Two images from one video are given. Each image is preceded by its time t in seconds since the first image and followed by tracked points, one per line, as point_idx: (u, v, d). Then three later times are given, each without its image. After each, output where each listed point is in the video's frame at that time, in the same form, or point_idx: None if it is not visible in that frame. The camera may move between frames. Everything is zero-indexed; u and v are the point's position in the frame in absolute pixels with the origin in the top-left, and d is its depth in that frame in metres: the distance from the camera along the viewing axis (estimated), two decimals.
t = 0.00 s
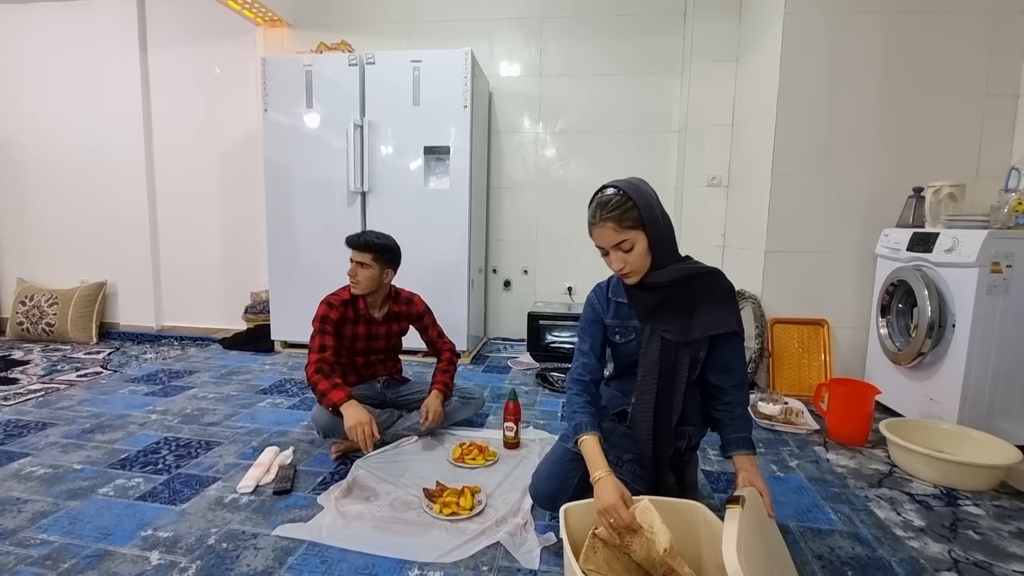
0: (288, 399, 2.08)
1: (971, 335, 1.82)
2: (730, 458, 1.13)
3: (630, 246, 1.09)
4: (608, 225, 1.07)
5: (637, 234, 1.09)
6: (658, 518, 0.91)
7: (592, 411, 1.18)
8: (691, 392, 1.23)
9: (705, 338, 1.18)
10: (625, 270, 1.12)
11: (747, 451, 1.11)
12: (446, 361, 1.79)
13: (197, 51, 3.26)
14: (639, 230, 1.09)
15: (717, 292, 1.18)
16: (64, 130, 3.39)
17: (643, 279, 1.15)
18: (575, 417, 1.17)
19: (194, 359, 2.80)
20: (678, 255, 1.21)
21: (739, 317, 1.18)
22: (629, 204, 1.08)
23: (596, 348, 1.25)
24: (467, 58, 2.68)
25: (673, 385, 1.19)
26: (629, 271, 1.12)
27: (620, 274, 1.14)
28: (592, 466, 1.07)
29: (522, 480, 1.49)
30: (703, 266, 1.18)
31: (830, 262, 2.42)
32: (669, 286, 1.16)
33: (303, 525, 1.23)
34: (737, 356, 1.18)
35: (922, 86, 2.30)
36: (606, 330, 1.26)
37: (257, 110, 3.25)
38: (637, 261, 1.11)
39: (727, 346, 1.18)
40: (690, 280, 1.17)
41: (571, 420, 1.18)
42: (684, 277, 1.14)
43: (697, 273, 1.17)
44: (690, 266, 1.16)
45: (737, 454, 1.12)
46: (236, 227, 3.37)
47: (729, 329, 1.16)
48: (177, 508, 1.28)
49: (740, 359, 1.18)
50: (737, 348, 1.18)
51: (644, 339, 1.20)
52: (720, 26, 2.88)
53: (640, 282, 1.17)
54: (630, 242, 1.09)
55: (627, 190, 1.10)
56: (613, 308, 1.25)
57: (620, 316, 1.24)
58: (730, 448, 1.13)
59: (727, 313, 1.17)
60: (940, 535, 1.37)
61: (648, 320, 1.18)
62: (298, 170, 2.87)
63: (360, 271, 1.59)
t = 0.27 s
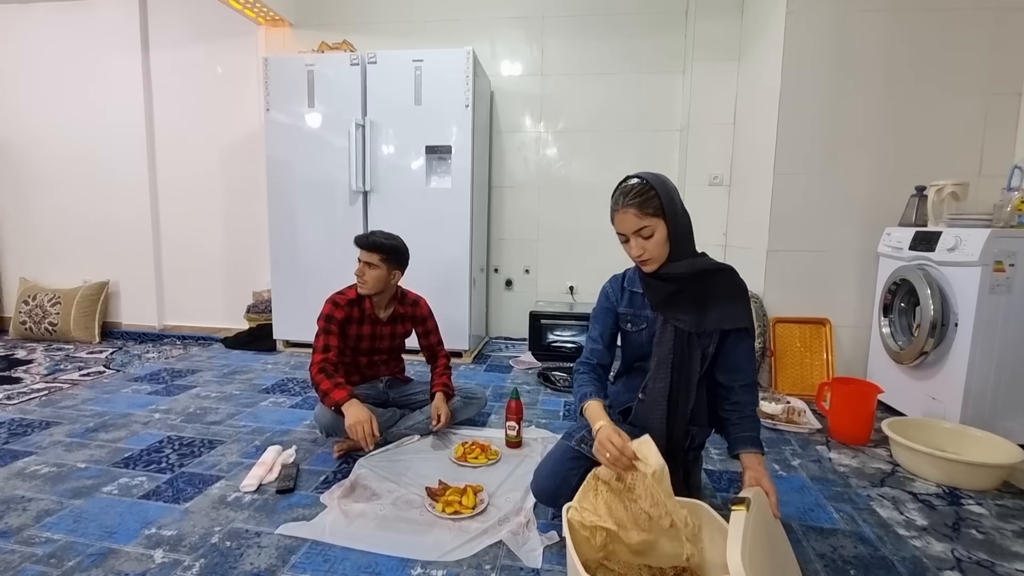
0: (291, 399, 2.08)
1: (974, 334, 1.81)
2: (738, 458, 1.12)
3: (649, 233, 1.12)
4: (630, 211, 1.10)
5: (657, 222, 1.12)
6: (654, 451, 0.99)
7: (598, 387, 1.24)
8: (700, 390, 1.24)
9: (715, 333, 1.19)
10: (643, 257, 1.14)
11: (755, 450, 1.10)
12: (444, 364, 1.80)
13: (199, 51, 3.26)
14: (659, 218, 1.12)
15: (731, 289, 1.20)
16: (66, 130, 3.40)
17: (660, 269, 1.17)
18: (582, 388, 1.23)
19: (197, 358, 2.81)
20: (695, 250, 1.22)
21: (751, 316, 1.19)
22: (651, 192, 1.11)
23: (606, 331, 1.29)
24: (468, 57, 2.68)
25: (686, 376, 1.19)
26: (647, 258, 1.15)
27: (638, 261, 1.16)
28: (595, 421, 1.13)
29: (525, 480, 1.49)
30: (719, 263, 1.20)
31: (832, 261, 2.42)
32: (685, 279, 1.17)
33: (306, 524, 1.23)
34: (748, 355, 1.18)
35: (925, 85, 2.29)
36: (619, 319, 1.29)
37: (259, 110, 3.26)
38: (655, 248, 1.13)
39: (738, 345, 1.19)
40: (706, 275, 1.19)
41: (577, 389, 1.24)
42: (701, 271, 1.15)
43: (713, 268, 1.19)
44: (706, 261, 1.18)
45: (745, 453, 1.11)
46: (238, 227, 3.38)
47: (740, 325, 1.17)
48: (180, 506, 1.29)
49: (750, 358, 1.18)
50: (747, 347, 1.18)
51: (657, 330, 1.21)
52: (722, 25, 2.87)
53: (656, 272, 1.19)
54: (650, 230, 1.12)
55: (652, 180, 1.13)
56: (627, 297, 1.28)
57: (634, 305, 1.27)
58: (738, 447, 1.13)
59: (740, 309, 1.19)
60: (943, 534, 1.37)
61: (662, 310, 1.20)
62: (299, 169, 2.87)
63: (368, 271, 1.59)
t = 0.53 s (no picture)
0: (295, 397, 2.08)
1: (979, 333, 1.81)
2: (742, 455, 1.12)
3: (660, 226, 1.13)
4: (644, 203, 1.11)
5: (669, 216, 1.13)
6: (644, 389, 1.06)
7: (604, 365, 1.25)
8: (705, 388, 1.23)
9: (721, 327, 1.18)
10: (653, 250, 1.16)
11: (760, 449, 1.11)
12: (447, 364, 1.80)
13: (202, 50, 3.26)
14: (672, 212, 1.13)
15: (739, 286, 1.20)
16: (69, 129, 3.40)
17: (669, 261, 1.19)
18: (586, 360, 1.25)
19: (200, 357, 2.81)
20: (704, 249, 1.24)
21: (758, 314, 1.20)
22: (666, 186, 1.12)
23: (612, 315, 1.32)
24: (472, 56, 2.68)
25: (694, 369, 1.19)
26: (657, 251, 1.16)
27: (648, 254, 1.17)
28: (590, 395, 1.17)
29: (529, 478, 1.49)
30: (728, 261, 1.21)
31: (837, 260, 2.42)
32: (694, 273, 1.18)
33: (311, 522, 1.23)
34: (754, 352, 1.18)
35: (930, 83, 2.28)
36: (626, 310, 1.32)
37: (262, 109, 3.26)
38: (665, 242, 1.15)
39: (744, 341, 1.19)
40: (715, 271, 1.20)
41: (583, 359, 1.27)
42: (710, 266, 1.16)
43: (721, 263, 1.19)
44: (715, 257, 1.19)
45: (750, 451, 1.11)
46: (241, 225, 3.38)
47: (746, 321, 1.17)
48: (186, 504, 1.29)
49: (756, 355, 1.18)
50: (754, 345, 1.18)
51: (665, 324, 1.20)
52: (726, 23, 2.87)
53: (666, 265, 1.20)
54: (661, 222, 1.13)
55: (668, 175, 1.14)
56: (634, 289, 1.31)
57: (641, 298, 1.29)
58: (744, 445, 1.13)
59: (746, 305, 1.19)
60: (949, 533, 1.37)
61: (670, 302, 1.20)
62: (302, 167, 2.87)
63: (375, 271, 1.60)
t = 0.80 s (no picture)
0: (297, 398, 2.08)
1: (983, 335, 1.80)
2: (746, 454, 1.12)
3: (661, 226, 1.14)
4: (645, 201, 1.13)
5: (670, 216, 1.14)
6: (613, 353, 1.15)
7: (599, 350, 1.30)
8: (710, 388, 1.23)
9: (723, 326, 1.18)
10: (653, 248, 1.17)
11: (764, 449, 1.11)
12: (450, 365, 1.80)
13: (204, 50, 3.26)
14: (674, 213, 1.14)
15: (743, 287, 1.19)
16: (72, 129, 3.41)
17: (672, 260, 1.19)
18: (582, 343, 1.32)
19: (203, 357, 2.81)
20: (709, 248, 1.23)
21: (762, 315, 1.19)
22: (670, 186, 1.14)
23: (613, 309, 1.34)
24: (474, 57, 2.68)
25: (698, 368, 1.18)
26: (657, 249, 1.17)
27: (648, 252, 1.19)
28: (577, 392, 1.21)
29: (533, 480, 1.49)
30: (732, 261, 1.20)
31: (839, 261, 2.41)
32: (698, 272, 1.17)
33: (315, 523, 1.23)
34: (758, 353, 1.18)
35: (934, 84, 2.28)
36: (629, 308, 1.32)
37: (265, 109, 3.26)
38: (666, 242, 1.16)
39: (747, 341, 1.18)
40: (719, 271, 1.19)
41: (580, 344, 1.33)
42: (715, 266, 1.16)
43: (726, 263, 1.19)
44: (720, 258, 1.18)
45: (754, 451, 1.12)
46: (243, 226, 3.38)
47: (749, 321, 1.17)
48: (190, 505, 1.29)
49: (760, 356, 1.17)
50: (758, 346, 1.17)
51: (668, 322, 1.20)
52: (729, 24, 2.87)
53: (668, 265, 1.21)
54: (662, 222, 1.14)
55: (675, 176, 1.15)
56: (638, 287, 1.31)
57: (646, 296, 1.29)
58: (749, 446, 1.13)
59: (749, 305, 1.18)
60: (953, 535, 1.36)
61: (673, 301, 1.19)
62: (304, 168, 2.87)
63: (378, 270, 1.59)
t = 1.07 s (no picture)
0: (306, 398, 2.09)
1: (994, 338, 1.79)
2: (755, 455, 1.11)
3: (659, 231, 1.15)
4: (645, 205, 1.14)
5: (670, 223, 1.14)
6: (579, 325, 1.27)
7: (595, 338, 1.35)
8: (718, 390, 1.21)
9: (728, 329, 1.17)
10: (653, 252, 1.19)
11: (774, 450, 1.09)
12: (457, 365, 1.80)
13: (213, 51, 3.28)
14: (674, 219, 1.14)
15: (748, 290, 1.18)
16: (81, 130, 3.43)
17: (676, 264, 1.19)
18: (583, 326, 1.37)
19: (212, 357, 2.83)
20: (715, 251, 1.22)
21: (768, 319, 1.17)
22: (673, 192, 1.13)
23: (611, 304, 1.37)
24: (483, 58, 2.68)
25: (703, 370, 1.18)
26: (655, 253, 1.18)
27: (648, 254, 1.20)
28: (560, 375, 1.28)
29: (543, 481, 1.49)
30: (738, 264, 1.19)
31: (849, 262, 2.40)
32: (702, 274, 1.16)
33: (326, 524, 1.23)
34: (764, 356, 1.16)
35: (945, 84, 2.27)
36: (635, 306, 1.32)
37: (273, 110, 3.27)
38: (665, 247, 1.17)
39: (753, 345, 1.17)
40: (723, 274, 1.18)
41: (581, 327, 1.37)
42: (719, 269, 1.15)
43: (731, 267, 1.18)
44: (725, 261, 1.18)
45: (764, 452, 1.10)
46: (251, 226, 3.40)
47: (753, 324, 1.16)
48: (202, 505, 1.29)
49: (767, 359, 1.16)
50: (765, 349, 1.16)
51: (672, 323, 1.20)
52: (737, 24, 2.86)
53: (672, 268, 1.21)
54: (661, 227, 1.15)
55: (680, 180, 1.14)
56: (644, 286, 1.31)
57: (653, 295, 1.29)
58: (758, 447, 1.11)
59: (754, 308, 1.17)
60: (966, 539, 1.35)
61: (677, 303, 1.19)
62: (313, 168, 2.88)
63: (386, 270, 1.59)
